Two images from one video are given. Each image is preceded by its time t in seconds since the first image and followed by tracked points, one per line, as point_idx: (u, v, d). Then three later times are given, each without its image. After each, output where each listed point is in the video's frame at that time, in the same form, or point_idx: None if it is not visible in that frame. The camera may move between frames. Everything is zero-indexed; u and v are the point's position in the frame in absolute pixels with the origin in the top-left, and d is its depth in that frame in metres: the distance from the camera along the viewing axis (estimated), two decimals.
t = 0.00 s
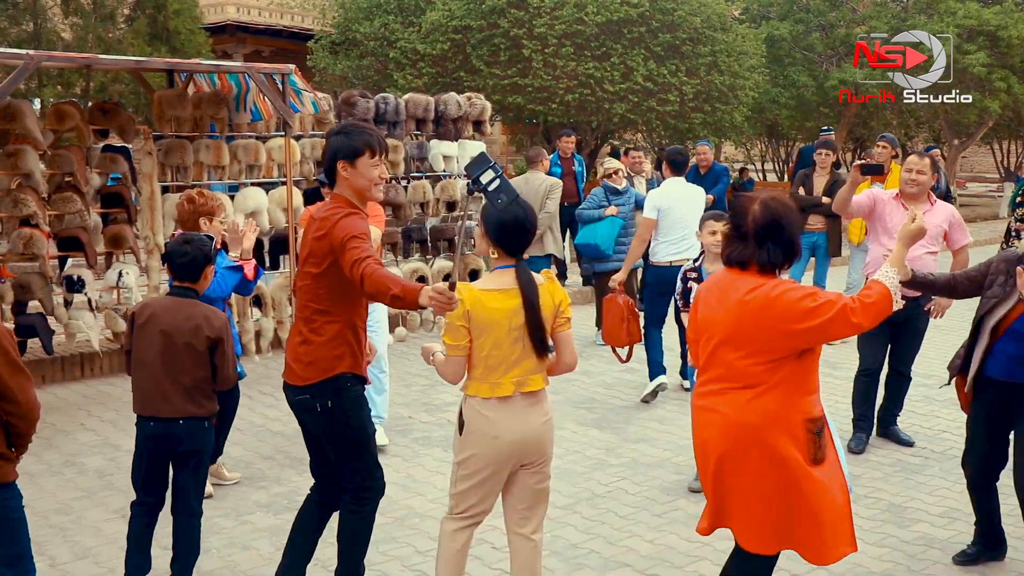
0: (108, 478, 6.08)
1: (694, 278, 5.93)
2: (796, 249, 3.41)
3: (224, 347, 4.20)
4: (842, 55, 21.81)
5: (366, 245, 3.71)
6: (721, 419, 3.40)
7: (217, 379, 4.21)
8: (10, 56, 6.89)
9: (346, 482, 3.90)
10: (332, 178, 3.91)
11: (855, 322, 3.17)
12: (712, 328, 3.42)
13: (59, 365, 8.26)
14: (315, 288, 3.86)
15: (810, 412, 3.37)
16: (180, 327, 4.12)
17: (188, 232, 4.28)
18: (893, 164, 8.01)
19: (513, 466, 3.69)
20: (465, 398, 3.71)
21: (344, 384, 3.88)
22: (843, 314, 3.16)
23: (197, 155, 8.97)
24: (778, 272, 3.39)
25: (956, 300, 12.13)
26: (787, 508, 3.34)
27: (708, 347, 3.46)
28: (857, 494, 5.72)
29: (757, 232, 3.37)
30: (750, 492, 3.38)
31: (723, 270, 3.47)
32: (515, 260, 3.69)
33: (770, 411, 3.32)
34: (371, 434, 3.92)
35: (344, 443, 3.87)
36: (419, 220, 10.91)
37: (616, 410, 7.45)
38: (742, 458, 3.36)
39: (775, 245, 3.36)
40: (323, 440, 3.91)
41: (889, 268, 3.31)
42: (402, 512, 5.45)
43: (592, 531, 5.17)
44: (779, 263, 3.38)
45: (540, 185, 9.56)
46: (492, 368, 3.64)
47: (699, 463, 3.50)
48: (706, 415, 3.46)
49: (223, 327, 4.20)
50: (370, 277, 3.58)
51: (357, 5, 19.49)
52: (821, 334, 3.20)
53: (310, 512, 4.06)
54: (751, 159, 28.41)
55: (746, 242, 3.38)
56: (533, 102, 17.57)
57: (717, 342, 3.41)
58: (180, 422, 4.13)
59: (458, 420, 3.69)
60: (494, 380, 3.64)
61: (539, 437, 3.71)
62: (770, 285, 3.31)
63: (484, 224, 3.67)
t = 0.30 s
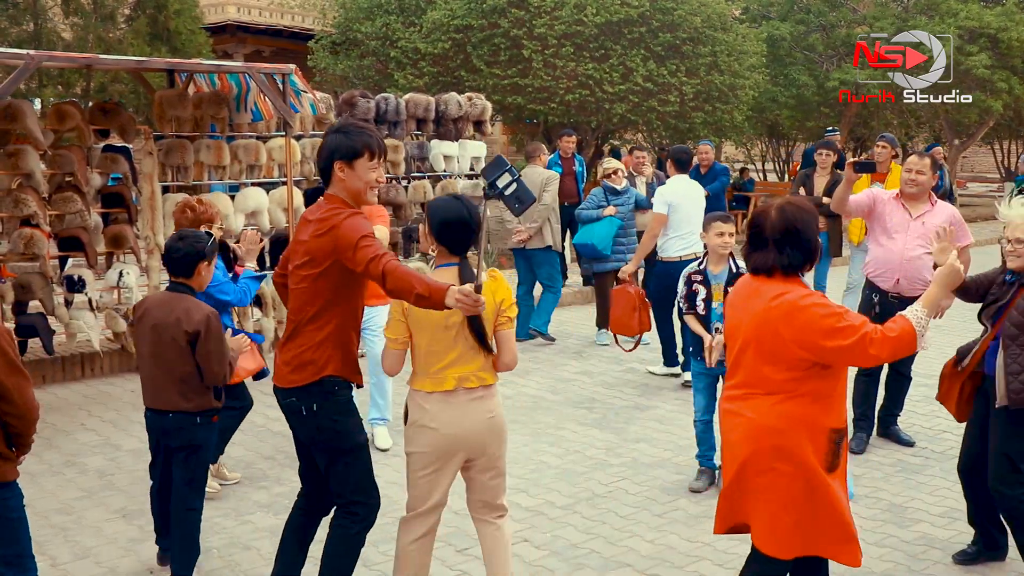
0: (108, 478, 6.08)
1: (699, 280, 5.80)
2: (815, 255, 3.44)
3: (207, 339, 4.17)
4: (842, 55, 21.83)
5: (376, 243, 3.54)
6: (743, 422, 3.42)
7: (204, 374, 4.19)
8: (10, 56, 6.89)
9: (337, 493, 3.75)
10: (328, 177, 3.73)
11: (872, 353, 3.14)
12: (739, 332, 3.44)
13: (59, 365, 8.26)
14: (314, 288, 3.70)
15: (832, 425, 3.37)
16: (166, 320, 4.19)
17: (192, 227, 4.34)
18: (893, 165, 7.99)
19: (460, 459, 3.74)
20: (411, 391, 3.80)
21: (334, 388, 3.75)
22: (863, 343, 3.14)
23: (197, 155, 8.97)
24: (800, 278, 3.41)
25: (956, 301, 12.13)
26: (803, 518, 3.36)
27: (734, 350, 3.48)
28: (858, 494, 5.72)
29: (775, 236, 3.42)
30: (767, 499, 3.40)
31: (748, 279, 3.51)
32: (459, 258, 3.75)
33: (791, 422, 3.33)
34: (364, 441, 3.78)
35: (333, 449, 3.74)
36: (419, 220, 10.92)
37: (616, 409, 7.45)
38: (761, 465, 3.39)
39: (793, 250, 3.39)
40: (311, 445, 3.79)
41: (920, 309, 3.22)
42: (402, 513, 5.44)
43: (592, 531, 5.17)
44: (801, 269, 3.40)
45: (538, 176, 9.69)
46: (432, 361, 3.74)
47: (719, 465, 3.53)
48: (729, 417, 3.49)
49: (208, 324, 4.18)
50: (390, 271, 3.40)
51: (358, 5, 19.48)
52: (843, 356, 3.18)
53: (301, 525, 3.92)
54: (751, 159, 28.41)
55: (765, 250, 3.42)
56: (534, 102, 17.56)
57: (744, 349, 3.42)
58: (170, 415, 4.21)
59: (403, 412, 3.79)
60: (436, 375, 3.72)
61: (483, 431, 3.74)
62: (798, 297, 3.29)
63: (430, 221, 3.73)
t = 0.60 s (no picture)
0: (108, 478, 6.08)
1: (714, 279, 5.80)
2: (842, 247, 3.47)
3: (188, 330, 4.29)
4: (842, 56, 21.82)
5: (388, 251, 3.36)
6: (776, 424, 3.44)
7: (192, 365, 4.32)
8: (11, 56, 6.89)
9: (325, 512, 3.62)
10: (328, 182, 3.53)
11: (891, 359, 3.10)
12: (768, 335, 3.46)
13: (60, 365, 8.25)
14: (318, 300, 3.52)
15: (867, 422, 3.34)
16: (158, 314, 4.38)
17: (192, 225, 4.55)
18: (894, 165, 8.00)
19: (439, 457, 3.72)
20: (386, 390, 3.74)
21: (340, 404, 3.58)
22: (880, 347, 3.13)
23: (198, 154, 8.96)
24: (822, 268, 3.46)
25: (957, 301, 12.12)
26: (838, 515, 3.35)
27: (766, 353, 3.50)
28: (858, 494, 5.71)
29: (803, 230, 3.45)
30: (800, 496, 3.40)
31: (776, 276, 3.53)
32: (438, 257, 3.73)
33: (820, 422, 3.33)
34: (362, 462, 3.63)
35: (328, 467, 3.58)
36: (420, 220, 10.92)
37: (616, 410, 7.45)
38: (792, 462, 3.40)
39: (818, 242, 3.42)
40: (308, 462, 3.62)
41: (944, 319, 3.19)
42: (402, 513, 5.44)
43: (593, 531, 5.16)
44: (821, 259, 3.44)
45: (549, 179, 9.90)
46: (414, 360, 3.68)
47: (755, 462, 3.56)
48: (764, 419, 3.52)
49: (192, 317, 4.31)
50: (409, 280, 3.26)
51: (359, 5, 19.48)
52: (863, 358, 3.17)
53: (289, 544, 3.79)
54: (752, 159, 28.40)
55: (788, 243, 3.47)
56: (535, 102, 17.56)
57: (771, 349, 3.44)
58: (165, 406, 4.35)
59: (381, 412, 3.74)
60: (419, 372, 3.67)
61: (460, 428, 3.74)
62: (819, 295, 3.28)
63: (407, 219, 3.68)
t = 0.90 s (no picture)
0: (109, 478, 6.08)
1: (735, 279, 5.76)
2: (876, 243, 3.44)
3: (181, 324, 4.37)
4: (843, 56, 21.83)
5: (388, 259, 3.31)
6: (811, 416, 3.44)
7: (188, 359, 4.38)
8: (12, 56, 6.89)
9: (319, 515, 3.59)
10: (328, 184, 3.48)
11: (929, 349, 3.11)
12: (803, 326, 3.46)
13: (60, 365, 8.26)
14: (312, 302, 3.47)
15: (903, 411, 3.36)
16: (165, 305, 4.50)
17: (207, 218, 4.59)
18: (894, 164, 8.01)
19: (439, 458, 3.71)
20: (385, 395, 3.73)
21: (333, 407, 3.54)
22: (918, 337, 3.12)
23: (198, 154, 8.96)
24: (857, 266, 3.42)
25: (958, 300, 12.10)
26: (873, 507, 3.36)
27: (799, 345, 3.50)
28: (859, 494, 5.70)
29: (835, 228, 3.42)
30: (836, 487, 3.40)
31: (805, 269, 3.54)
32: (434, 259, 3.73)
33: (857, 412, 3.33)
34: (356, 465, 3.59)
35: (323, 470, 3.55)
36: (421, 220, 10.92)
37: (616, 410, 7.44)
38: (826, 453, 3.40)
39: (849, 244, 3.41)
40: (303, 466, 3.60)
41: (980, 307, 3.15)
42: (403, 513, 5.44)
43: (593, 531, 5.16)
44: (854, 257, 3.41)
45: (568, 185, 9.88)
46: (414, 363, 3.66)
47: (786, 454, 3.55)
48: (798, 411, 3.51)
49: (185, 311, 4.37)
50: (410, 292, 3.19)
51: (359, 5, 19.48)
52: (901, 350, 3.16)
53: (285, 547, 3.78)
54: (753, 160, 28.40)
55: (817, 241, 3.45)
56: (535, 102, 17.57)
57: (806, 339, 3.45)
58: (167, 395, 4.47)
59: (380, 415, 3.73)
60: (420, 375, 3.66)
61: (460, 430, 3.73)
62: (855, 287, 3.30)
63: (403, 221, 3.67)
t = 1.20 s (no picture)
0: (109, 478, 6.08)
1: (737, 277, 5.79)
2: (913, 259, 3.33)
3: (186, 320, 4.44)
4: (843, 55, 21.83)
5: (370, 262, 3.25)
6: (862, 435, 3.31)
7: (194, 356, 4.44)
8: (12, 56, 6.89)
9: (306, 517, 3.53)
10: (310, 183, 3.43)
11: (985, 365, 3.06)
12: (845, 339, 3.31)
13: (61, 365, 8.26)
14: (293, 305, 3.40)
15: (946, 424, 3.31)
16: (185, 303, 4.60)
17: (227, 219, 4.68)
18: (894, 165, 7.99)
19: (457, 472, 3.61)
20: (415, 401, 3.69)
21: (322, 409, 3.50)
22: (975, 354, 3.06)
23: (199, 155, 9.00)
24: (892, 279, 3.32)
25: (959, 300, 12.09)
26: (922, 527, 3.27)
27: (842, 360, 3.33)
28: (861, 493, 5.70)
29: (872, 242, 3.32)
30: (885, 510, 3.28)
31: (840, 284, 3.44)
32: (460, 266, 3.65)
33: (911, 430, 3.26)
34: (343, 465, 3.54)
35: (311, 472, 3.50)
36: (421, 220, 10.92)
37: (616, 410, 7.44)
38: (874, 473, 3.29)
39: (888, 258, 3.29)
40: (290, 470, 3.54)
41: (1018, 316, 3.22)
42: (403, 513, 5.44)
43: (594, 531, 5.17)
44: (894, 271, 3.30)
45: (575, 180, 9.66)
46: (436, 371, 3.60)
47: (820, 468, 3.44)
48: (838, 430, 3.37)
49: (190, 308, 4.44)
50: (391, 299, 3.13)
51: (359, 5, 19.47)
52: (956, 368, 3.09)
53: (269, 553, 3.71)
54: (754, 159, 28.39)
55: (853, 257, 3.35)
56: (535, 102, 17.58)
57: (848, 352, 3.31)
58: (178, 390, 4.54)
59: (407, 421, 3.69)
60: (442, 385, 3.59)
61: (482, 445, 3.59)
62: (905, 300, 3.19)
63: (432, 229, 3.64)
